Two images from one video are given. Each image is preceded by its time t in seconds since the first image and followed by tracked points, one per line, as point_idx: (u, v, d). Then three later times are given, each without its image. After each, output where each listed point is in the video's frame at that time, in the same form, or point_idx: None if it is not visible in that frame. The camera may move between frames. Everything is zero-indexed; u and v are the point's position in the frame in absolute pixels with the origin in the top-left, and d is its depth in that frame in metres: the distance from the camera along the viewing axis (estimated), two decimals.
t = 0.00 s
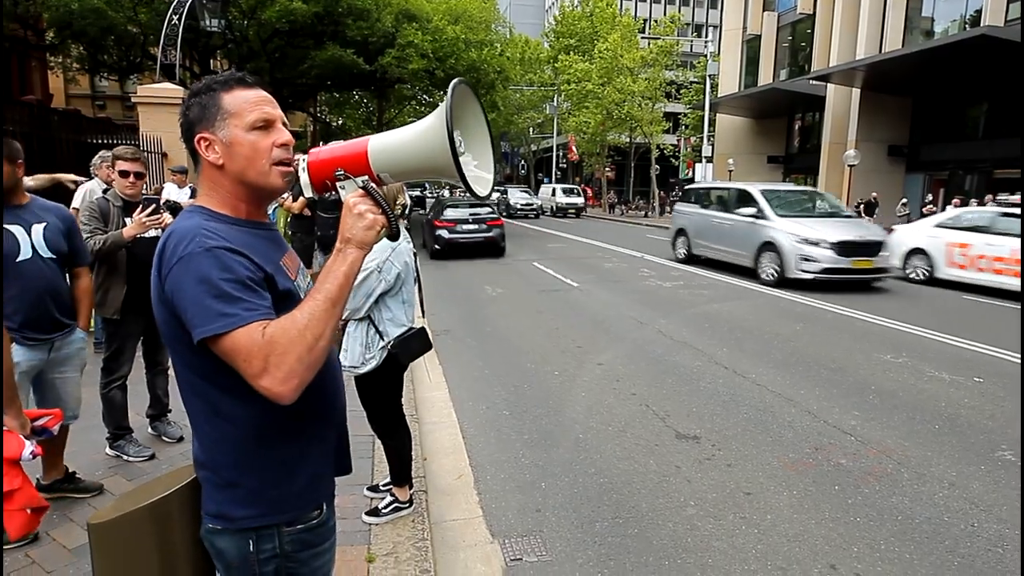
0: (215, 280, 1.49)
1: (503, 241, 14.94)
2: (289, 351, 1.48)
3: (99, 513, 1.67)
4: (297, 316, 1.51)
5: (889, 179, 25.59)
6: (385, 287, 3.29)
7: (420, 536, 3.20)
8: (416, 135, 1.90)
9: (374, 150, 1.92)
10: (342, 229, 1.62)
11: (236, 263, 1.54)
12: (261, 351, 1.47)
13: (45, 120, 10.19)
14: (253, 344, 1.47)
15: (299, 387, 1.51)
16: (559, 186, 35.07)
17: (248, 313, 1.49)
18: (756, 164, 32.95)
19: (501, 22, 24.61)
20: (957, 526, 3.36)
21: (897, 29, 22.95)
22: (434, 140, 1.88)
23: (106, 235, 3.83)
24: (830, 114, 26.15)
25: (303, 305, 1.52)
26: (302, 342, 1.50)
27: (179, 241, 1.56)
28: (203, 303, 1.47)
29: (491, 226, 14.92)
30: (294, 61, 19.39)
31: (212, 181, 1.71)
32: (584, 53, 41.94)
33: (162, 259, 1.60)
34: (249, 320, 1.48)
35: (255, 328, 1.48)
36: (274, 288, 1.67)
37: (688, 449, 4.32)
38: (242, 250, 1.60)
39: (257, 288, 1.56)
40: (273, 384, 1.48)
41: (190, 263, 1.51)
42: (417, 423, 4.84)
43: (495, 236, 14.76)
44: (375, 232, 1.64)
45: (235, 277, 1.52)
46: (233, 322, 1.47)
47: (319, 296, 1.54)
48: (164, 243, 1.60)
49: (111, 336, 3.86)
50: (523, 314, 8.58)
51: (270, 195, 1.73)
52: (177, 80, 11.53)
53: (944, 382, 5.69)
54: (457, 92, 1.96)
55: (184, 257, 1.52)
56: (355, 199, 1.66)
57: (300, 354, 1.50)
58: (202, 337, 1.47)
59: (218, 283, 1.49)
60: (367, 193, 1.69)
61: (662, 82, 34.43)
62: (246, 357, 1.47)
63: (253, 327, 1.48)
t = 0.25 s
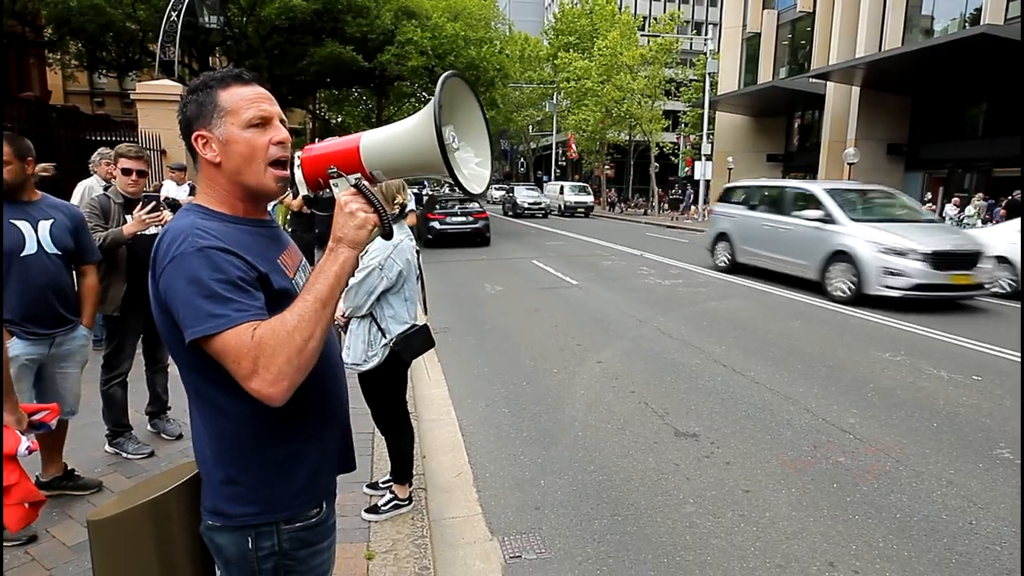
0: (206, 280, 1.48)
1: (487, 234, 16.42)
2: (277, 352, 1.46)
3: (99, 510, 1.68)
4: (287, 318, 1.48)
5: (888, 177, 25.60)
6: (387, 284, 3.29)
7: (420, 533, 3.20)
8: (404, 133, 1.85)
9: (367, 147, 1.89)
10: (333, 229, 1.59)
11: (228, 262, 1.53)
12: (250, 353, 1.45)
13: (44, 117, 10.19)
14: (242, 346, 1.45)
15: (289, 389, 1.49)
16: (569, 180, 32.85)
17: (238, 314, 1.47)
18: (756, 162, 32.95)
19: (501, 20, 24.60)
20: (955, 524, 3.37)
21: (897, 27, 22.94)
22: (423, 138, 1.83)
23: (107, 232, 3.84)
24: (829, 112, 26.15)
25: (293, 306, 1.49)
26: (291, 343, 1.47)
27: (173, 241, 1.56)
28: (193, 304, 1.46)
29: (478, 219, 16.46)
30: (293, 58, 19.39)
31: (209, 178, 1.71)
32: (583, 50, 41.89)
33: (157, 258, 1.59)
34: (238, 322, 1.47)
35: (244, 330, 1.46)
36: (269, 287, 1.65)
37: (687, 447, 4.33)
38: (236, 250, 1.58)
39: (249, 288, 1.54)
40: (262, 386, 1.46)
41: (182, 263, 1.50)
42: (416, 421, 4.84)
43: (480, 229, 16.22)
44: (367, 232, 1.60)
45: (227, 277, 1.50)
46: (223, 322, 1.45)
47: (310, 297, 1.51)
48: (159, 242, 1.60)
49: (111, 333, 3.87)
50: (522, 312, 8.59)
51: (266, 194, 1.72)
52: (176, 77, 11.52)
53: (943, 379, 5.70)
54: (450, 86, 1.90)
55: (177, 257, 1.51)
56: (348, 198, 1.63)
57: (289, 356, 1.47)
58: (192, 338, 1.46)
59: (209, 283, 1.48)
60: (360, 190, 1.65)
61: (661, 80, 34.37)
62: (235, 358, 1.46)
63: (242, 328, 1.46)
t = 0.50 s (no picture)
0: (206, 279, 1.48)
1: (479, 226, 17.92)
2: (277, 351, 1.46)
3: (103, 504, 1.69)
4: (286, 317, 1.47)
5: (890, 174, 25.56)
6: (390, 280, 3.28)
7: (422, 530, 3.21)
8: (405, 124, 1.83)
9: (367, 140, 1.87)
10: (333, 225, 1.57)
11: (228, 260, 1.53)
12: (250, 352, 1.45)
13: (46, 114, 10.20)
14: (242, 344, 1.45)
15: (289, 388, 1.49)
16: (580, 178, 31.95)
17: (239, 312, 1.47)
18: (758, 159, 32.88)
19: (503, 15, 24.54)
20: (956, 521, 3.37)
21: (900, 23, 22.85)
22: (424, 131, 1.80)
23: (111, 228, 3.85)
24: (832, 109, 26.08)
25: (293, 305, 1.49)
26: (291, 342, 1.47)
27: (174, 240, 1.56)
28: (194, 302, 1.47)
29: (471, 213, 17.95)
30: (295, 54, 19.36)
31: (211, 174, 1.71)
32: (585, 46, 41.81)
33: (159, 256, 1.60)
34: (239, 320, 1.46)
35: (245, 328, 1.46)
36: (271, 284, 1.64)
37: (688, 443, 4.33)
38: (237, 247, 1.58)
39: (251, 285, 1.54)
40: (262, 385, 1.46)
41: (183, 262, 1.50)
42: (418, 417, 4.84)
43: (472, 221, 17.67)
44: (368, 228, 1.58)
45: (227, 275, 1.50)
46: (223, 321, 1.45)
47: (310, 294, 1.50)
48: (161, 240, 1.60)
49: (115, 328, 3.87)
50: (524, 308, 8.59)
51: (269, 188, 1.72)
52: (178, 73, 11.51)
53: (945, 377, 5.69)
54: (447, 77, 1.87)
55: (178, 256, 1.51)
56: (349, 194, 1.61)
57: (289, 355, 1.47)
58: (193, 337, 1.46)
59: (209, 281, 1.48)
60: (361, 186, 1.63)
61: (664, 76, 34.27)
62: (235, 357, 1.46)
63: (242, 326, 1.46)
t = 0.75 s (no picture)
0: (206, 284, 1.48)
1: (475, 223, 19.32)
2: (274, 358, 1.45)
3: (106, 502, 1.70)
4: (284, 323, 1.47)
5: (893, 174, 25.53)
6: (393, 280, 3.28)
7: (424, 530, 3.21)
8: (406, 128, 1.83)
9: (367, 144, 1.87)
10: (334, 230, 1.56)
11: (229, 264, 1.52)
12: (248, 359, 1.45)
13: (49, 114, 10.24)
14: (241, 350, 1.45)
15: (287, 394, 1.48)
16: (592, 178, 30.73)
17: (238, 317, 1.47)
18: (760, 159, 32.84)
19: (505, 16, 24.56)
20: (959, 522, 3.36)
21: (903, 23, 22.81)
22: (426, 133, 1.80)
23: (115, 228, 3.86)
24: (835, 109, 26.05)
25: (291, 311, 1.48)
26: (288, 349, 1.46)
27: (177, 242, 1.56)
28: (193, 306, 1.47)
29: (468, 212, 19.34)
30: (297, 54, 19.37)
31: (217, 174, 1.72)
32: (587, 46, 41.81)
33: (163, 258, 1.60)
34: (238, 325, 1.46)
35: (243, 334, 1.46)
36: (273, 287, 1.64)
37: (690, 444, 4.33)
38: (239, 250, 1.58)
39: (252, 289, 1.54)
40: (259, 391, 1.46)
41: (184, 265, 1.51)
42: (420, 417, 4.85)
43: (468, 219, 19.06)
44: (367, 233, 1.56)
45: (228, 280, 1.50)
46: (222, 326, 1.45)
47: (308, 300, 1.49)
48: (165, 241, 1.60)
49: (119, 327, 3.89)
50: (526, 308, 8.60)
51: (274, 188, 1.72)
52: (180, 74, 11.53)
53: (947, 377, 5.69)
54: (447, 80, 1.87)
55: (180, 259, 1.52)
56: (350, 198, 1.59)
57: (286, 362, 1.46)
58: (192, 340, 1.46)
59: (209, 285, 1.48)
60: (361, 190, 1.62)
61: (666, 76, 34.26)
62: (234, 363, 1.45)
63: (241, 332, 1.45)
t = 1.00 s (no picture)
0: (205, 282, 1.48)
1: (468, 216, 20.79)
2: (270, 358, 1.45)
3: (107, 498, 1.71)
4: (280, 323, 1.46)
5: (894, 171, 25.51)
6: (394, 275, 3.27)
7: (424, 526, 3.21)
8: (413, 123, 1.69)
9: (368, 139, 1.70)
10: (333, 228, 1.54)
11: (228, 262, 1.52)
12: (242, 359, 1.45)
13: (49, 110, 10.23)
14: (236, 349, 1.45)
15: (282, 395, 1.48)
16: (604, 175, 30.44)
17: (236, 316, 1.47)
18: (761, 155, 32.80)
19: (506, 12, 24.50)
20: (959, 518, 3.37)
21: (905, 19, 22.74)
22: (436, 127, 1.67)
23: (116, 224, 3.86)
24: (836, 106, 26.01)
25: (287, 311, 1.47)
26: (283, 350, 1.45)
27: (177, 240, 1.56)
28: (190, 304, 1.47)
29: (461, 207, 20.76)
30: (297, 50, 19.34)
31: (223, 170, 1.73)
32: (588, 43, 41.73)
33: (163, 253, 1.61)
34: (235, 324, 1.46)
35: (239, 333, 1.45)
36: (272, 286, 1.63)
37: (690, 440, 4.33)
38: (238, 249, 1.58)
39: (251, 288, 1.54)
40: (253, 392, 1.46)
41: (183, 262, 1.51)
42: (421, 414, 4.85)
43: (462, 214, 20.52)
44: (367, 231, 1.55)
45: (226, 278, 1.50)
46: (218, 325, 1.45)
47: (304, 299, 1.48)
48: (165, 236, 1.61)
49: (119, 323, 3.89)
50: (526, 305, 8.60)
51: (281, 183, 1.73)
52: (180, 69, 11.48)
53: (947, 374, 5.69)
54: (449, 75, 1.79)
55: (179, 257, 1.52)
56: (349, 196, 1.57)
57: (281, 363, 1.45)
58: (188, 338, 1.46)
59: (207, 283, 1.47)
60: (360, 186, 1.59)
61: (666, 73, 34.22)
62: (229, 362, 1.46)
63: (237, 331, 1.45)
